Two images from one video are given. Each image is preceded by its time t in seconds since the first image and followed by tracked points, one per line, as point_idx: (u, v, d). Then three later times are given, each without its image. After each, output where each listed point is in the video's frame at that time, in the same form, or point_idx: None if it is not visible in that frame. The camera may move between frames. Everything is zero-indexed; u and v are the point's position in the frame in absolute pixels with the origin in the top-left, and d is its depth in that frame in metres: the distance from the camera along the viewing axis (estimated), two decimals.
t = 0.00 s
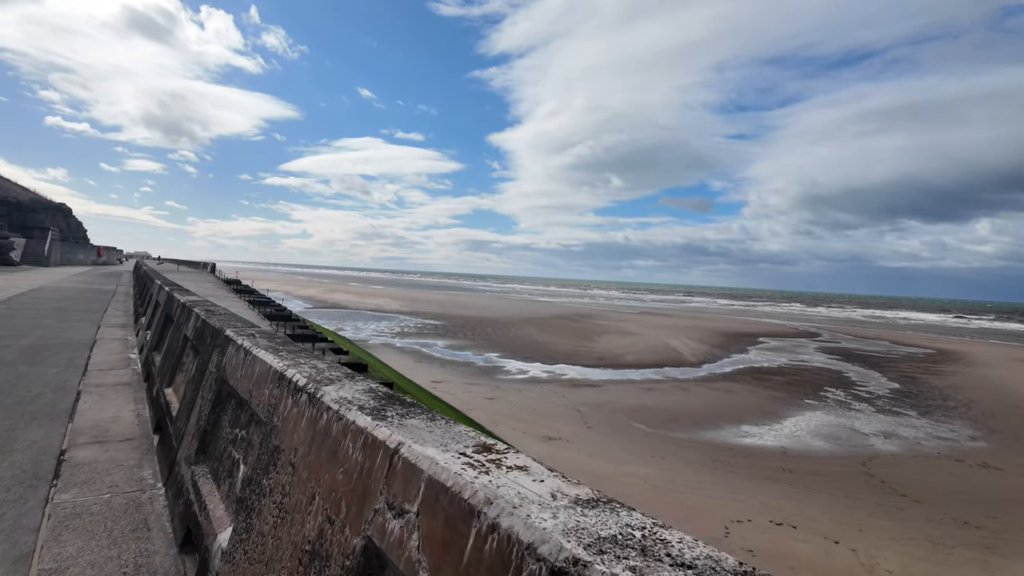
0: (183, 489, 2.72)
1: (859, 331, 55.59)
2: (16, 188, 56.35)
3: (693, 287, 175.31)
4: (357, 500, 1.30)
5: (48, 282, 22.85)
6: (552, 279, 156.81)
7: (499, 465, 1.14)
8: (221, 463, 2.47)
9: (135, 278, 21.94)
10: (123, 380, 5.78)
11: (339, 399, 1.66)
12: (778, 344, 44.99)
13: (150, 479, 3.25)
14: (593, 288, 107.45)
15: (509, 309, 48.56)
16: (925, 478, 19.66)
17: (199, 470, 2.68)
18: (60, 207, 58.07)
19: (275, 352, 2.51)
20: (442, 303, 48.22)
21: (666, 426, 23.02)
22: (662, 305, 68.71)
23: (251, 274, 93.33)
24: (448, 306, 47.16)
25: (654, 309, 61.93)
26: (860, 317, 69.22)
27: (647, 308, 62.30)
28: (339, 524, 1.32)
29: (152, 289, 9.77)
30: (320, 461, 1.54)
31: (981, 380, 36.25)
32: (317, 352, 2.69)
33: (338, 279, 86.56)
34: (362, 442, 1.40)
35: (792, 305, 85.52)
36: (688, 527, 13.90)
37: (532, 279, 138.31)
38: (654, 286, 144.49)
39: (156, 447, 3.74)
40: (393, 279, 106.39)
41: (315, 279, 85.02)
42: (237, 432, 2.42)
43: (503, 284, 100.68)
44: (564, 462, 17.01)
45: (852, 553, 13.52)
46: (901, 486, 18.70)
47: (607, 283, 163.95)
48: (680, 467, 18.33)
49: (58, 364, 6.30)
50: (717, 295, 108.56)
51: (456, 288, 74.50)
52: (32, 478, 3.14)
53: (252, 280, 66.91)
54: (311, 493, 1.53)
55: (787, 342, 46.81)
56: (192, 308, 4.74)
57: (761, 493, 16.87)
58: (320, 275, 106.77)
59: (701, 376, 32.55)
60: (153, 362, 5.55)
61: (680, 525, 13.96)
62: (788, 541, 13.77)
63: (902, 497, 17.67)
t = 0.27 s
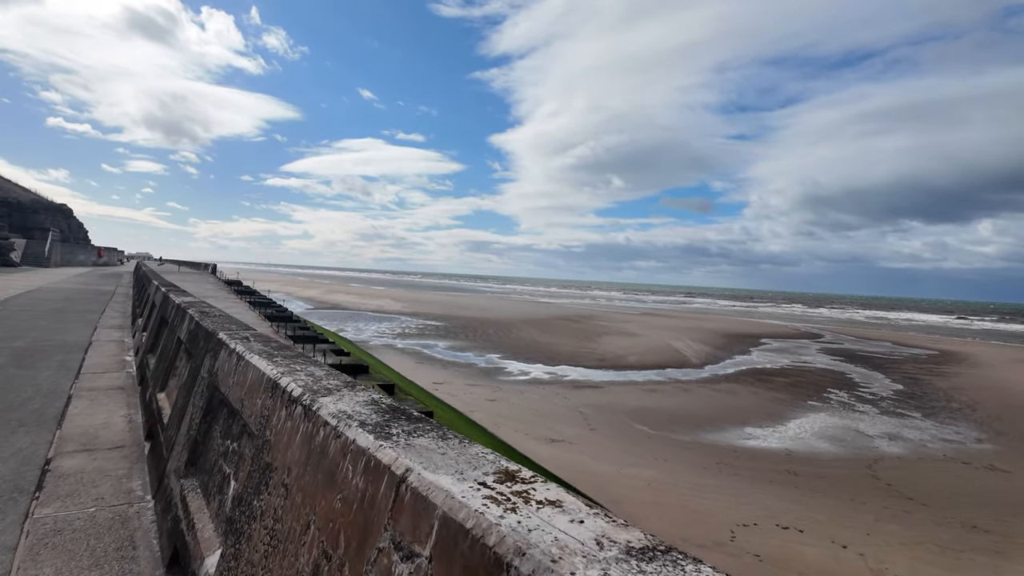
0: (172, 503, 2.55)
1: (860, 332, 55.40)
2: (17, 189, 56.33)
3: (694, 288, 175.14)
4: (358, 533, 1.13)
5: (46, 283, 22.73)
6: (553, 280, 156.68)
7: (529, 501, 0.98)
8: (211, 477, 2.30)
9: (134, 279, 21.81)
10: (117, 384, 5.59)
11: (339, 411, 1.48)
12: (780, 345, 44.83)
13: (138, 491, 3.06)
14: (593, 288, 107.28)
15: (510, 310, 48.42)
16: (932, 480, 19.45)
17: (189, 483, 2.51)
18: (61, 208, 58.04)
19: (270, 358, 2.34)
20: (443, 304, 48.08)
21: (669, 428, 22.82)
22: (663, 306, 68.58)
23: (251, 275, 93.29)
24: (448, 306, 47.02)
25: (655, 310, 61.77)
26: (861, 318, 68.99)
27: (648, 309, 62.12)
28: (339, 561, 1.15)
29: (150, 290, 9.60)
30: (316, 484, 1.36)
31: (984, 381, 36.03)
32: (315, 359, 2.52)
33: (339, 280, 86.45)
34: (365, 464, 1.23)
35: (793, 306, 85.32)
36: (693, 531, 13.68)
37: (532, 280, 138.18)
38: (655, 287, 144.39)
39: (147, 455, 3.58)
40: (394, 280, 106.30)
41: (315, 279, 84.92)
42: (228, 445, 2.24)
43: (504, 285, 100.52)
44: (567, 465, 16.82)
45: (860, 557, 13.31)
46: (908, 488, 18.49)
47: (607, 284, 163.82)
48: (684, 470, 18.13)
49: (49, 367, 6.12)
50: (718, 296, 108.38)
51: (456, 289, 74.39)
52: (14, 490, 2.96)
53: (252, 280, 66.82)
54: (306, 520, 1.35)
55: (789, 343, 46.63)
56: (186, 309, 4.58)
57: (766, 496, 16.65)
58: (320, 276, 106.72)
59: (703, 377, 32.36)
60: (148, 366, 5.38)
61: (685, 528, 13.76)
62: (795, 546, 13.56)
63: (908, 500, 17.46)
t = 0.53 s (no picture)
0: (159, 523, 2.37)
1: (862, 333, 55.19)
2: (17, 190, 56.24)
3: (694, 288, 174.98)
4: None
5: (44, 283, 22.58)
6: (553, 281, 156.53)
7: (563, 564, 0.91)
8: (199, 496, 2.13)
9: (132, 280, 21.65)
10: (109, 390, 5.40)
11: (336, 434, 1.35)
12: (781, 346, 44.65)
13: (125, 507, 2.90)
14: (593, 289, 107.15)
15: (510, 310, 48.25)
16: (937, 483, 19.24)
17: (175, 503, 2.34)
18: (60, 208, 57.97)
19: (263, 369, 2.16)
20: (443, 305, 47.89)
21: (671, 430, 22.63)
22: (663, 307, 68.40)
23: (251, 275, 93.17)
24: (449, 307, 46.83)
25: (656, 310, 61.60)
26: (862, 319, 68.78)
27: (649, 309, 61.96)
28: None
29: (147, 291, 9.43)
30: (308, 522, 1.23)
31: (987, 382, 35.83)
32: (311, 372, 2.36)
33: (339, 280, 86.30)
34: (366, 507, 1.13)
35: (793, 306, 85.14)
36: (697, 535, 13.48)
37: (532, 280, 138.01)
38: (655, 287, 144.23)
39: (136, 467, 3.42)
40: (394, 281, 106.11)
41: (315, 280, 84.76)
42: (216, 463, 2.08)
43: (504, 285, 100.35)
44: (569, 467, 16.63)
45: (867, 562, 13.10)
46: (913, 491, 18.27)
47: (607, 284, 163.63)
48: (687, 472, 17.93)
49: (39, 372, 5.93)
50: (718, 296, 108.22)
51: (456, 290, 74.22)
52: None
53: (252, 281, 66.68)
54: (298, 562, 1.23)
55: (791, 343, 46.43)
56: (179, 313, 4.42)
57: (770, 500, 16.46)
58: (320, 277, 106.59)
59: (705, 378, 32.16)
60: (140, 370, 5.20)
61: (689, 532, 13.56)
62: (800, 550, 13.36)
63: (914, 504, 17.25)
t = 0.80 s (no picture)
0: (138, 540, 2.24)
1: (862, 333, 54.99)
2: (16, 192, 56.18)
3: (693, 288, 174.85)
4: None
5: (40, 284, 22.39)
6: (552, 282, 156.40)
7: None
8: (180, 510, 2.00)
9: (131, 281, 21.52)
10: (98, 394, 5.27)
11: (318, 455, 1.49)
12: (781, 346, 44.47)
13: (107, 522, 2.82)
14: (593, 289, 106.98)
15: (509, 311, 48.09)
16: (940, 484, 19.07)
17: (157, 517, 2.21)
18: (59, 209, 57.81)
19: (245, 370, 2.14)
20: (443, 305, 47.73)
21: (672, 431, 22.48)
22: (663, 307, 68.22)
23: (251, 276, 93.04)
24: (448, 307, 46.67)
25: (655, 311, 61.44)
26: (862, 319, 68.58)
27: (648, 310, 61.79)
28: None
29: (141, 292, 9.26)
30: (288, 555, 1.37)
31: (989, 382, 35.66)
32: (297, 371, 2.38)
33: (338, 282, 86.14)
34: (349, 539, 1.26)
35: (793, 306, 84.97)
36: (699, 538, 13.33)
37: (531, 281, 137.82)
38: (654, 287, 144.06)
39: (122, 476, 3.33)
40: (393, 282, 105.98)
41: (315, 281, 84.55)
42: (198, 476, 1.95)
43: (503, 286, 100.25)
44: (570, 469, 16.49)
45: (871, 565, 12.93)
46: (916, 493, 18.10)
47: (606, 285, 163.42)
48: (688, 474, 17.79)
49: (27, 375, 5.78)
50: (718, 296, 108.05)
51: (456, 290, 73.99)
52: None
53: (252, 282, 66.46)
54: None
55: (791, 343, 46.24)
56: (169, 314, 4.29)
57: (773, 501, 16.30)
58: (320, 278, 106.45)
59: (705, 379, 32.00)
60: (131, 376, 5.05)
61: (692, 535, 13.41)
62: (804, 552, 13.20)
63: (917, 505, 17.09)
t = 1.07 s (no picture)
0: (112, 556, 2.16)
1: (861, 333, 54.86)
2: (13, 192, 55.90)
3: (692, 289, 174.73)
4: None
5: (36, 285, 22.17)
6: (551, 282, 156.22)
7: None
8: (153, 525, 2.01)
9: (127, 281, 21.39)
10: (85, 399, 5.21)
11: (289, 479, 1.56)
12: (781, 346, 44.31)
13: (83, 535, 3.01)
14: (592, 289, 106.77)
15: (508, 311, 47.90)
16: (942, 485, 18.94)
17: (131, 535, 2.12)
18: (56, 210, 57.52)
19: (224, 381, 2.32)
20: (441, 306, 47.53)
21: (671, 431, 22.36)
22: (662, 307, 68.05)
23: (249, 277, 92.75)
24: (446, 308, 46.47)
25: (654, 311, 61.26)
26: (861, 319, 68.46)
27: (648, 310, 61.62)
28: None
29: (136, 292, 9.07)
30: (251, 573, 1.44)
31: (989, 382, 35.51)
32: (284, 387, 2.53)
33: (336, 282, 85.87)
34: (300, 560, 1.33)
35: (792, 306, 84.79)
36: (700, 540, 13.19)
37: (530, 282, 137.62)
38: (653, 288, 143.95)
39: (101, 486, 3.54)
40: (392, 283, 105.71)
41: (312, 282, 84.27)
42: (172, 490, 2.02)
43: (502, 286, 100.02)
44: (570, 470, 16.37)
45: (874, 568, 12.81)
46: (918, 494, 17.98)
47: (605, 285, 163.19)
48: (689, 475, 17.66)
49: (14, 378, 5.63)
50: (717, 297, 107.92)
51: (454, 291, 73.73)
52: None
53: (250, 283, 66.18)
54: None
55: (790, 344, 46.10)
56: (155, 315, 4.21)
57: (774, 503, 16.17)
58: (317, 279, 106.15)
59: (705, 379, 31.86)
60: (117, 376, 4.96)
61: (693, 537, 13.28)
62: (806, 555, 13.07)
63: (919, 506, 16.97)
